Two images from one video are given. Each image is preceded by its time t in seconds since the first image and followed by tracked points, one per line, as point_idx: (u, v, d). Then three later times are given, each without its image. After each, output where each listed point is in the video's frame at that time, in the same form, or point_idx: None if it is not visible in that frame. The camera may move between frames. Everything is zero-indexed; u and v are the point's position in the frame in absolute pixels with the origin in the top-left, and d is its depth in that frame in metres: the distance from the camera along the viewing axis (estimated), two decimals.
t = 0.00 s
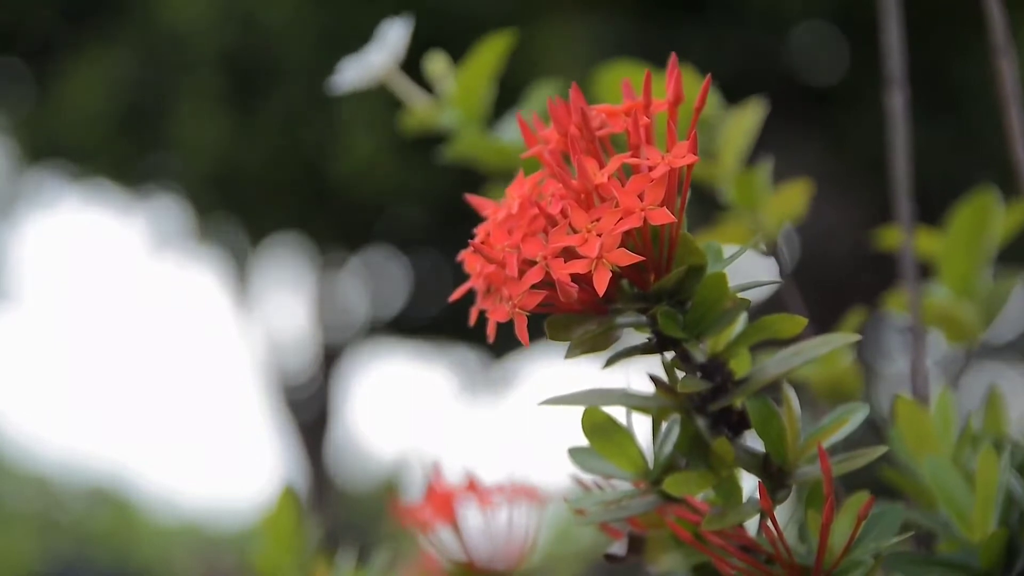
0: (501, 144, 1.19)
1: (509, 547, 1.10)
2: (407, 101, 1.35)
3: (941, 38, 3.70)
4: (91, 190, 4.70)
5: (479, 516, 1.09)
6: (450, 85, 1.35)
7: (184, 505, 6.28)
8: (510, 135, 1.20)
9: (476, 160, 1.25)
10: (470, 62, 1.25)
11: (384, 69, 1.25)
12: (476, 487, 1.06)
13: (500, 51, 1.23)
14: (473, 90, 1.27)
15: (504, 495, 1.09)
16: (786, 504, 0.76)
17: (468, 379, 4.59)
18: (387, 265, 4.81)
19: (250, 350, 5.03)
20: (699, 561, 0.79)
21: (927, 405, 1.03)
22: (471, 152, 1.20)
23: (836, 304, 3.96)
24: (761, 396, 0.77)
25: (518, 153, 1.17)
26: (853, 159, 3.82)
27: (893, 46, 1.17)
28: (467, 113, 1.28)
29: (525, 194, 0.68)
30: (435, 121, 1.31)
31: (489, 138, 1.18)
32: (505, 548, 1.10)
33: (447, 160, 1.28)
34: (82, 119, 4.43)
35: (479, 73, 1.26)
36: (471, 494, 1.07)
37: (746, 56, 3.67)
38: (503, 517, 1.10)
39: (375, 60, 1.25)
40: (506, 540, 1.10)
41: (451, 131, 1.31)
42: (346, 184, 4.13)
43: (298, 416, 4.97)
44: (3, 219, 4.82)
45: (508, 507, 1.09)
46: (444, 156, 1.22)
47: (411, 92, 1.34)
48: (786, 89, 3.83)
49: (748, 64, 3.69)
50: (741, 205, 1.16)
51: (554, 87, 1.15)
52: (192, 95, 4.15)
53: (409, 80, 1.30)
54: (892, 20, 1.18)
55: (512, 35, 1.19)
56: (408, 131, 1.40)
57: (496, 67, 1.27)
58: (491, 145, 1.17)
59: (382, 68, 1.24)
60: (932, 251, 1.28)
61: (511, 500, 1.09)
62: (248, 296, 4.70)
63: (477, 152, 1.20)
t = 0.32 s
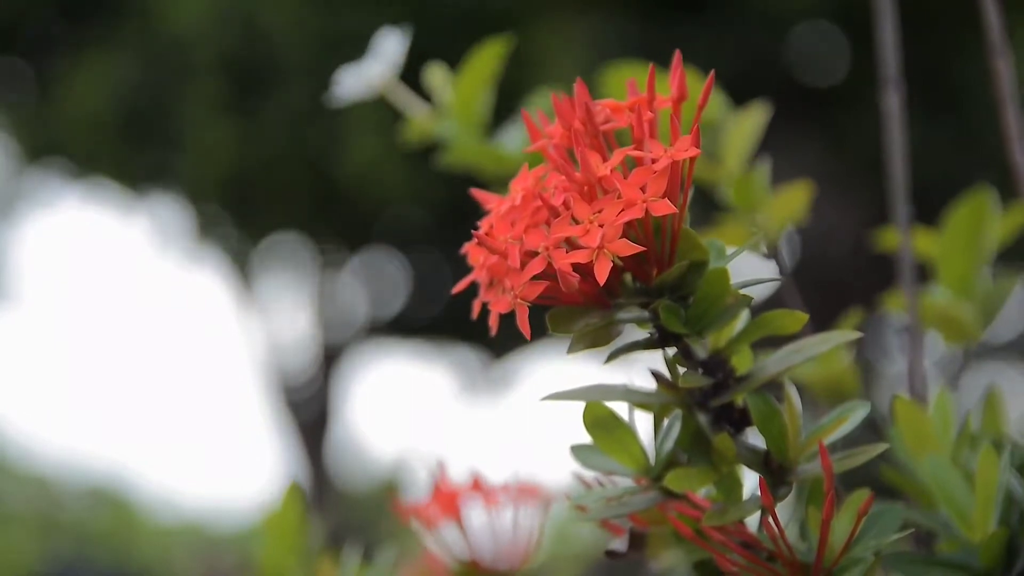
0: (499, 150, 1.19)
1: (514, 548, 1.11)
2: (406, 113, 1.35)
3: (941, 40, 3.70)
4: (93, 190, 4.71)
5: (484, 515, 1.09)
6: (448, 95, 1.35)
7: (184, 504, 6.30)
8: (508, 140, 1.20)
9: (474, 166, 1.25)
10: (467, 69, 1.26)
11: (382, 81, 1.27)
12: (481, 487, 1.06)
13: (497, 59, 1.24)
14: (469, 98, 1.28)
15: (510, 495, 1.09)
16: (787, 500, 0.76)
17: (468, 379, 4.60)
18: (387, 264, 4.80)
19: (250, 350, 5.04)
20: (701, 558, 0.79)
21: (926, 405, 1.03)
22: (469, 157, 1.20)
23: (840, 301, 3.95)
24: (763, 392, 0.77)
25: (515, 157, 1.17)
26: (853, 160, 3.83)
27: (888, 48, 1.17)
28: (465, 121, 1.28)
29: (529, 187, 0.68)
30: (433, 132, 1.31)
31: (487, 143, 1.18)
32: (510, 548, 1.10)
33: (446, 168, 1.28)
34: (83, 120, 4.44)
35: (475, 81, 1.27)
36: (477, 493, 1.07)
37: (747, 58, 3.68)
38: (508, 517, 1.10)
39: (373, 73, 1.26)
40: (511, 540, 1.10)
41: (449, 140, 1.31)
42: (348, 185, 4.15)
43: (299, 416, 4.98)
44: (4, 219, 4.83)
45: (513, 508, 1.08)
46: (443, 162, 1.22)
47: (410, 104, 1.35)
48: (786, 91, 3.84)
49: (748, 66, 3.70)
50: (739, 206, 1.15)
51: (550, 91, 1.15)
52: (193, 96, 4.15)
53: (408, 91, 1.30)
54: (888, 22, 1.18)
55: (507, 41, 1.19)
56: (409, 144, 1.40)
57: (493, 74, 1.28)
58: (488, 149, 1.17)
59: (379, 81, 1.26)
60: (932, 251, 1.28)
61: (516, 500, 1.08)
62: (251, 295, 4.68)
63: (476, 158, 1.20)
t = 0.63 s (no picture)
0: (498, 147, 1.19)
1: (513, 547, 1.10)
2: (403, 109, 1.34)
3: (942, 38, 3.69)
4: (92, 190, 4.70)
5: (483, 515, 1.09)
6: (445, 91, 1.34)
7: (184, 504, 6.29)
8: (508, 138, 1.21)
9: (474, 164, 1.25)
10: (465, 67, 1.25)
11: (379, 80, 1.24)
12: (479, 487, 1.06)
13: (495, 58, 1.24)
14: (468, 96, 1.28)
15: (507, 495, 1.09)
16: (785, 502, 0.76)
17: (469, 379, 4.60)
18: (386, 265, 4.80)
19: (249, 350, 5.03)
20: (700, 560, 0.79)
21: (927, 405, 1.03)
22: (470, 157, 1.21)
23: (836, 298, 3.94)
24: (760, 395, 0.77)
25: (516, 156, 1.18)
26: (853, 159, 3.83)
27: (902, 47, 1.16)
28: (463, 119, 1.28)
29: (524, 193, 0.68)
30: (431, 129, 1.31)
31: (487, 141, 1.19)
32: (508, 548, 1.10)
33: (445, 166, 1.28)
34: (82, 119, 4.43)
35: (474, 79, 1.27)
36: (475, 493, 1.07)
37: (747, 56, 3.68)
38: (506, 516, 1.10)
39: (370, 71, 1.24)
40: (509, 539, 1.10)
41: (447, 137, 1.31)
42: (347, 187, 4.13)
43: (298, 416, 4.98)
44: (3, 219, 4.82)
45: (511, 506, 1.09)
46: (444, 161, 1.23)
47: (407, 101, 1.34)
48: (786, 90, 3.83)
49: (749, 65, 3.69)
50: (744, 205, 1.16)
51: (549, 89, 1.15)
52: (194, 98, 4.16)
53: (405, 88, 1.29)
54: (903, 19, 1.17)
55: (507, 39, 1.18)
56: (406, 139, 1.40)
57: (490, 70, 1.27)
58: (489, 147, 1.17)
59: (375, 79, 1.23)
60: (940, 253, 1.28)
61: (514, 499, 1.09)
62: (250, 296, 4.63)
63: (476, 156, 1.20)
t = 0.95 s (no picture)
0: (499, 141, 1.19)
1: (514, 548, 1.10)
2: (403, 100, 1.34)
3: (942, 41, 3.70)
4: (93, 189, 4.70)
5: (483, 515, 1.09)
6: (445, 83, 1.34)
7: (185, 504, 6.29)
8: (508, 132, 1.20)
9: (475, 157, 1.25)
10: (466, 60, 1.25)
11: (381, 68, 1.24)
12: (480, 487, 1.07)
13: (495, 52, 1.23)
14: (469, 88, 1.27)
15: (508, 496, 1.10)
16: (788, 501, 0.76)
17: (468, 378, 4.57)
18: (387, 265, 4.81)
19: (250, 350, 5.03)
20: (702, 559, 0.79)
21: (927, 406, 1.03)
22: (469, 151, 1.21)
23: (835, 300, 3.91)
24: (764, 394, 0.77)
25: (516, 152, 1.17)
26: (853, 161, 3.83)
27: (889, 45, 1.17)
28: (464, 111, 1.27)
29: (531, 189, 0.68)
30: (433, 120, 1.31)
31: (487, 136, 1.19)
32: (508, 549, 1.10)
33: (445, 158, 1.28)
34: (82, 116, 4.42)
35: (475, 71, 1.26)
36: (475, 493, 1.07)
37: (748, 58, 3.68)
38: (507, 517, 1.10)
39: (372, 57, 1.24)
40: (510, 539, 1.10)
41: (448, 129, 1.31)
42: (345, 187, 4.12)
43: (298, 416, 4.97)
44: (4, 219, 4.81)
45: (512, 507, 1.09)
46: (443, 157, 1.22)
47: (408, 91, 1.34)
48: (786, 92, 3.84)
49: (748, 67, 3.70)
50: (741, 203, 1.15)
51: (549, 86, 1.14)
52: (195, 96, 4.17)
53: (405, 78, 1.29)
54: (888, 22, 1.17)
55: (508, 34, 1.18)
56: (405, 130, 1.40)
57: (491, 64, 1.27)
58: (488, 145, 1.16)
59: (376, 67, 1.23)
60: (933, 252, 1.28)
61: (515, 500, 1.09)
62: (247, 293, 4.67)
63: (477, 150, 1.21)
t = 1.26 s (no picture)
0: (493, 146, 1.18)
1: (510, 547, 1.10)
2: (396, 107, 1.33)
3: (942, 38, 3.70)
4: (91, 190, 4.69)
5: (479, 516, 1.09)
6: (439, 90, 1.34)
7: (186, 503, 6.29)
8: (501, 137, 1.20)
9: (470, 163, 1.24)
10: (459, 66, 1.26)
11: (373, 76, 1.23)
12: (476, 487, 1.06)
13: (488, 58, 1.24)
14: (463, 94, 1.27)
15: (504, 495, 1.09)
16: (783, 503, 0.76)
17: (468, 378, 4.57)
18: (387, 264, 4.79)
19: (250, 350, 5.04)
20: (697, 561, 0.79)
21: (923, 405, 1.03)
22: (464, 157, 1.20)
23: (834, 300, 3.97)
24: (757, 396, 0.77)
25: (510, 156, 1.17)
26: (853, 159, 3.84)
27: (889, 46, 1.17)
28: (458, 117, 1.27)
29: (520, 195, 0.68)
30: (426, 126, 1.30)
31: (481, 141, 1.18)
32: (505, 548, 1.10)
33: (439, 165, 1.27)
34: (81, 115, 4.42)
35: (468, 77, 1.26)
36: (472, 493, 1.06)
37: (748, 55, 3.67)
38: (503, 516, 1.10)
39: (364, 66, 1.23)
40: (506, 539, 1.10)
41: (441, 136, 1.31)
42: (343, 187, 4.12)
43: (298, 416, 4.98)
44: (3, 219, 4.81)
45: (508, 506, 1.09)
46: (438, 163, 1.22)
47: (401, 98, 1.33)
48: (785, 89, 3.84)
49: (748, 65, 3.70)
50: (740, 205, 1.14)
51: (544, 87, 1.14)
52: (194, 96, 4.17)
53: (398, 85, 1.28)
54: (889, 21, 1.17)
55: (500, 38, 1.19)
56: (398, 138, 1.38)
57: (485, 70, 1.27)
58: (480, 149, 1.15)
59: (369, 75, 1.21)
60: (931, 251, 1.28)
61: (511, 500, 1.09)
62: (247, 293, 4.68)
63: (471, 156, 1.20)
